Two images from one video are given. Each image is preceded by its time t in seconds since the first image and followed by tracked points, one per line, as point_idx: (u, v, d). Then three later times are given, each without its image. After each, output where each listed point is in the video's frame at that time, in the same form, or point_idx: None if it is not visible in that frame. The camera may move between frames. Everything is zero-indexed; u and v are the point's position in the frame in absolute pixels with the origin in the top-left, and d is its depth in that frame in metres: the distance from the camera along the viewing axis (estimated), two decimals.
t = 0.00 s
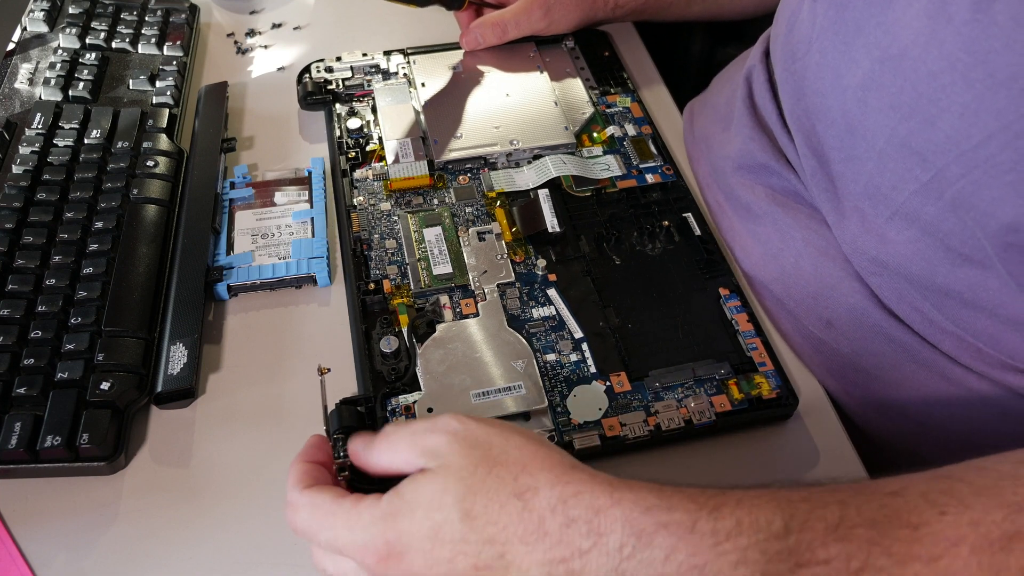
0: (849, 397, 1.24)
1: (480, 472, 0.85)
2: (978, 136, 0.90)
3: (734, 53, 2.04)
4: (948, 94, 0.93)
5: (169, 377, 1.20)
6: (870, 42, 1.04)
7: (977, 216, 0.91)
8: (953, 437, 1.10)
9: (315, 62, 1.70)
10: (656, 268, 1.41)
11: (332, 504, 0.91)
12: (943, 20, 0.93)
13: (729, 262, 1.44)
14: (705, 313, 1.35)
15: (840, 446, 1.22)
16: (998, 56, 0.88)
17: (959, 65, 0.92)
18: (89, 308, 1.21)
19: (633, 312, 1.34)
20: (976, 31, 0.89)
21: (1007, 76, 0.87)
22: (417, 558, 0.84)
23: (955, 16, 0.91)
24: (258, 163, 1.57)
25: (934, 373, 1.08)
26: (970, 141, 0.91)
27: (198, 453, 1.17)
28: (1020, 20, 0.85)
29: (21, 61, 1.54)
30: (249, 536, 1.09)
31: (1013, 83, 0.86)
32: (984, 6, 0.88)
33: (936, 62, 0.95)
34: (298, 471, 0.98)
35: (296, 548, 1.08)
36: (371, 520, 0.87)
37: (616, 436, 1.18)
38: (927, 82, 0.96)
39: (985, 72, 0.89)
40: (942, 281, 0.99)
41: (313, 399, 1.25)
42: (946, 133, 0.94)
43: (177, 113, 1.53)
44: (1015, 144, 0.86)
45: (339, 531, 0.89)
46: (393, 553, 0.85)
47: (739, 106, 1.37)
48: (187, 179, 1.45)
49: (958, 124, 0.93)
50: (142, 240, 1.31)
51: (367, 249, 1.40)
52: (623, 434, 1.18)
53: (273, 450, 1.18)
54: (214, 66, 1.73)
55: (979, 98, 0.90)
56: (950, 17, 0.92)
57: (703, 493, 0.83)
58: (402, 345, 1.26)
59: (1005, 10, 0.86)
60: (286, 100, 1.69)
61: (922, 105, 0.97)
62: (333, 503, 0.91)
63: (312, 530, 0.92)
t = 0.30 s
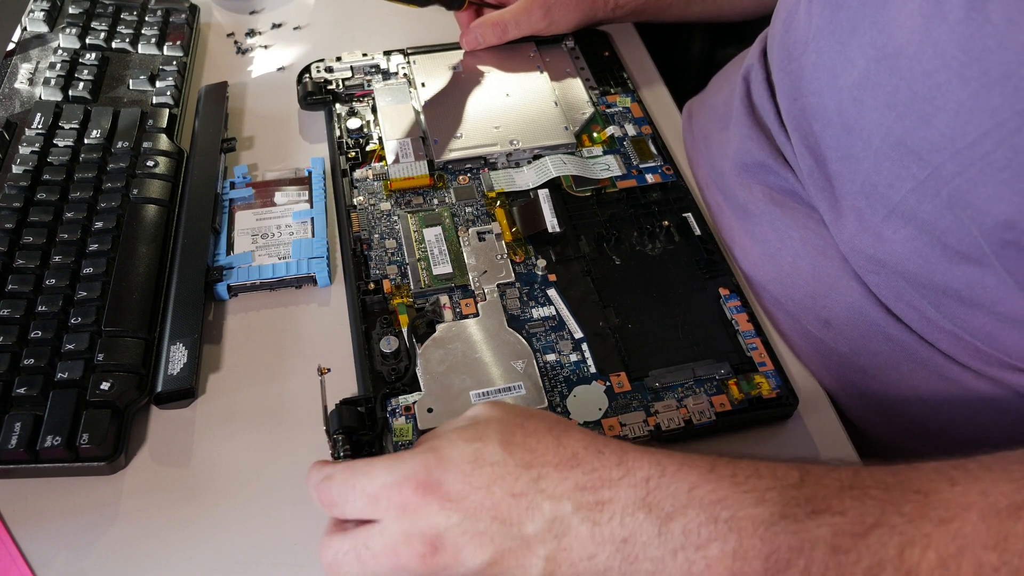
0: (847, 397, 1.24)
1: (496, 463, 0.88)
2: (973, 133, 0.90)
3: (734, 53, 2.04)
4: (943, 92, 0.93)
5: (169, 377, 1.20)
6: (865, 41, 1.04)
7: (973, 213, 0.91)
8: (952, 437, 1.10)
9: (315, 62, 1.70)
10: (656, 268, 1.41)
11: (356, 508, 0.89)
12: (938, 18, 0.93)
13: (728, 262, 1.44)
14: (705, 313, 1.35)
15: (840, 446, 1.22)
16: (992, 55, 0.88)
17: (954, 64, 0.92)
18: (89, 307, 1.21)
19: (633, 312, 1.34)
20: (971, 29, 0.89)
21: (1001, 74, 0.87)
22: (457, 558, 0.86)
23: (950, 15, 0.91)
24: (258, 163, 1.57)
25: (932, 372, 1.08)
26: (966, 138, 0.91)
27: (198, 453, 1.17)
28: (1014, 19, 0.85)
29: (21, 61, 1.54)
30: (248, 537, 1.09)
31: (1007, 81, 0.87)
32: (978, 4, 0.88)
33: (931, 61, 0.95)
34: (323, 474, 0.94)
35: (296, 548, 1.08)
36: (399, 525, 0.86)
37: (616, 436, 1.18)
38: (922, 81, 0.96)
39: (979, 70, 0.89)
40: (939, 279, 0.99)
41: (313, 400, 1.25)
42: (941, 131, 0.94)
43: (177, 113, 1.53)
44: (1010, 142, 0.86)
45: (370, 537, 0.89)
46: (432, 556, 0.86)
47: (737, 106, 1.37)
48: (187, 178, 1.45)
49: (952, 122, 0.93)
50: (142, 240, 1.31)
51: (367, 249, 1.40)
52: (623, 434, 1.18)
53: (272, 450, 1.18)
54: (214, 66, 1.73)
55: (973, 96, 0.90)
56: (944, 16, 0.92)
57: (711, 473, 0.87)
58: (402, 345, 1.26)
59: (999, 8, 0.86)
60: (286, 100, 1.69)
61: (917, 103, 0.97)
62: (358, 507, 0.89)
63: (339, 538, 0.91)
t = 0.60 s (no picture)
0: (847, 395, 1.24)
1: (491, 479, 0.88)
2: (974, 129, 0.90)
3: (734, 53, 2.04)
4: (944, 88, 0.93)
5: (169, 377, 1.20)
6: (865, 38, 1.05)
7: (974, 209, 0.92)
8: (953, 435, 1.10)
9: (315, 62, 1.70)
10: (656, 268, 1.41)
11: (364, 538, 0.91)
12: (938, 15, 0.93)
13: (729, 262, 1.44)
14: (705, 313, 1.36)
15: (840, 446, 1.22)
16: (992, 50, 0.88)
17: (954, 60, 0.92)
18: (89, 307, 1.21)
19: (633, 312, 1.34)
20: (971, 26, 0.90)
21: (1001, 69, 0.87)
22: None
23: (950, 11, 0.91)
24: (258, 164, 1.56)
25: (933, 370, 1.08)
26: (966, 134, 0.91)
27: (198, 453, 1.17)
28: (1014, 15, 0.85)
29: (21, 61, 1.54)
30: (247, 537, 1.09)
31: (1007, 76, 0.87)
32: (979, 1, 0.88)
33: (931, 57, 0.95)
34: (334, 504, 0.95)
35: (297, 548, 1.08)
36: (408, 555, 0.88)
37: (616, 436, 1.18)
38: (923, 78, 0.96)
39: (979, 66, 0.89)
40: (941, 275, 0.99)
41: (313, 400, 1.24)
42: (942, 127, 0.94)
43: (177, 113, 1.53)
44: (1010, 137, 0.86)
45: (382, 564, 0.90)
46: None
47: (737, 105, 1.38)
48: (187, 179, 1.45)
49: (953, 118, 0.93)
50: (142, 240, 1.31)
51: (367, 249, 1.40)
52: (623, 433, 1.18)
53: (272, 450, 1.18)
54: (214, 66, 1.73)
55: (974, 91, 0.90)
56: (944, 12, 0.92)
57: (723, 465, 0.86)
58: (402, 345, 1.26)
59: (999, 4, 0.87)
60: (286, 100, 1.69)
61: (918, 99, 0.97)
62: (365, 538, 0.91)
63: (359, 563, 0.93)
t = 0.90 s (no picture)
0: (849, 394, 1.24)
1: (541, 413, 0.98)
2: (979, 126, 0.90)
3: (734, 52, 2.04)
4: (948, 85, 0.93)
5: (169, 377, 1.20)
6: (868, 36, 1.04)
7: (978, 205, 0.91)
8: (955, 432, 1.10)
9: (315, 62, 1.70)
10: (656, 267, 1.41)
11: (420, 453, 0.98)
12: (941, 13, 0.93)
13: (729, 262, 1.44)
14: (705, 313, 1.36)
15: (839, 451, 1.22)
16: (996, 47, 0.88)
17: (958, 57, 0.92)
18: (89, 307, 1.21)
19: (633, 312, 1.34)
20: (975, 22, 0.89)
21: (1005, 66, 0.87)
22: (519, 498, 0.91)
23: (953, 9, 0.91)
24: (258, 164, 1.56)
25: (936, 367, 1.08)
26: (970, 131, 0.91)
27: (198, 454, 1.17)
28: (1018, 12, 0.85)
29: (21, 61, 1.54)
30: (246, 537, 1.09)
31: (1011, 73, 0.87)
32: None
33: (934, 54, 0.94)
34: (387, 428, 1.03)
35: (296, 549, 1.08)
36: (462, 463, 0.94)
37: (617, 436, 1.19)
38: (927, 75, 0.96)
39: (984, 62, 0.89)
40: (945, 272, 0.99)
41: (314, 399, 1.25)
42: (946, 124, 0.94)
43: (177, 113, 1.53)
44: (1015, 133, 0.86)
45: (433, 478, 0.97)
46: (493, 493, 0.92)
47: (739, 103, 1.37)
48: (188, 179, 1.45)
49: (957, 115, 0.92)
50: (142, 240, 1.31)
51: (367, 249, 1.40)
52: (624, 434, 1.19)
53: (272, 450, 1.18)
54: (214, 66, 1.73)
55: (978, 89, 0.90)
56: (948, 10, 0.92)
57: (761, 435, 0.96)
58: (402, 345, 1.26)
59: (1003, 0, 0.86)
60: (286, 100, 1.69)
61: (921, 97, 0.97)
62: (421, 454, 0.98)
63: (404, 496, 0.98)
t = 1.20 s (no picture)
0: (850, 393, 1.24)
1: (543, 417, 0.98)
2: (979, 125, 0.90)
3: (734, 52, 2.05)
4: (948, 84, 0.93)
5: (169, 378, 1.20)
6: (868, 35, 1.04)
7: (978, 204, 0.91)
8: (955, 432, 1.10)
9: (315, 62, 1.70)
10: (656, 267, 1.41)
11: (420, 456, 0.98)
12: (941, 12, 0.92)
13: (729, 261, 1.44)
14: (705, 313, 1.36)
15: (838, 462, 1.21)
16: (997, 47, 0.88)
17: (959, 56, 0.91)
18: (89, 307, 1.21)
19: (633, 312, 1.34)
20: (976, 22, 0.89)
21: (1005, 66, 0.87)
22: (518, 501, 0.92)
23: (954, 9, 0.91)
24: (258, 164, 1.56)
25: (936, 367, 1.08)
26: (971, 130, 0.91)
27: (198, 454, 1.17)
28: (1019, 11, 0.85)
29: (21, 61, 1.54)
30: (246, 537, 1.09)
31: (1011, 73, 0.87)
32: None
33: (934, 54, 0.94)
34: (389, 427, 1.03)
35: (295, 549, 1.08)
36: (462, 468, 0.94)
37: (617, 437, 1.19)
38: (927, 74, 0.96)
39: (984, 62, 0.89)
40: (945, 271, 0.99)
41: (314, 399, 1.25)
42: (946, 124, 0.94)
43: (177, 113, 1.53)
44: (1016, 133, 0.86)
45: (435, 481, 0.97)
46: (491, 495, 0.92)
47: (740, 103, 1.37)
48: (187, 179, 1.45)
49: (957, 115, 0.92)
50: (142, 240, 1.31)
51: (367, 249, 1.40)
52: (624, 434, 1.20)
53: (272, 450, 1.18)
54: (214, 66, 1.73)
55: (978, 89, 0.90)
56: (948, 9, 0.92)
57: (762, 436, 0.96)
58: (402, 345, 1.26)
59: None
60: (286, 100, 1.69)
61: (921, 96, 0.97)
62: (421, 456, 0.98)
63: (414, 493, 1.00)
